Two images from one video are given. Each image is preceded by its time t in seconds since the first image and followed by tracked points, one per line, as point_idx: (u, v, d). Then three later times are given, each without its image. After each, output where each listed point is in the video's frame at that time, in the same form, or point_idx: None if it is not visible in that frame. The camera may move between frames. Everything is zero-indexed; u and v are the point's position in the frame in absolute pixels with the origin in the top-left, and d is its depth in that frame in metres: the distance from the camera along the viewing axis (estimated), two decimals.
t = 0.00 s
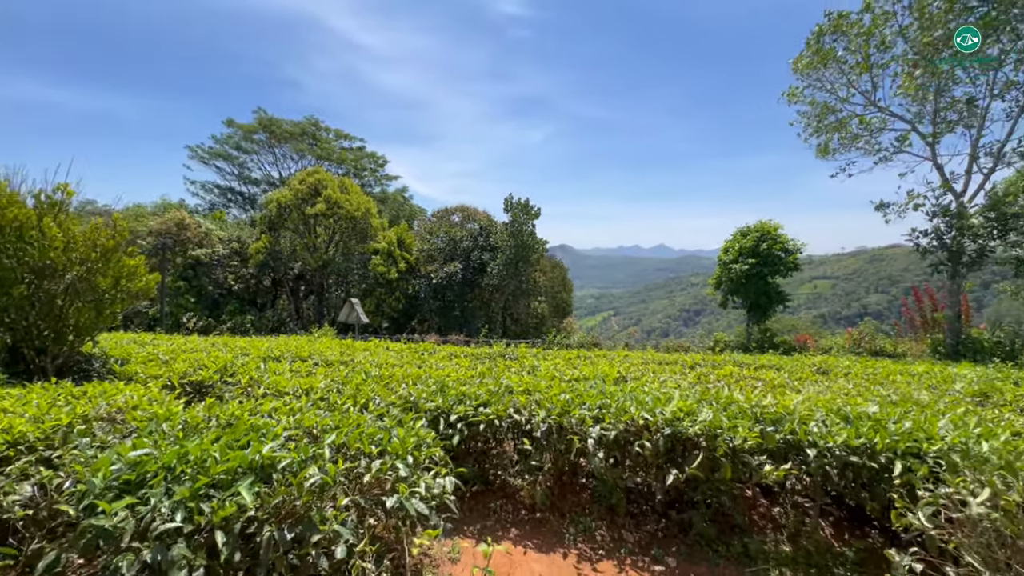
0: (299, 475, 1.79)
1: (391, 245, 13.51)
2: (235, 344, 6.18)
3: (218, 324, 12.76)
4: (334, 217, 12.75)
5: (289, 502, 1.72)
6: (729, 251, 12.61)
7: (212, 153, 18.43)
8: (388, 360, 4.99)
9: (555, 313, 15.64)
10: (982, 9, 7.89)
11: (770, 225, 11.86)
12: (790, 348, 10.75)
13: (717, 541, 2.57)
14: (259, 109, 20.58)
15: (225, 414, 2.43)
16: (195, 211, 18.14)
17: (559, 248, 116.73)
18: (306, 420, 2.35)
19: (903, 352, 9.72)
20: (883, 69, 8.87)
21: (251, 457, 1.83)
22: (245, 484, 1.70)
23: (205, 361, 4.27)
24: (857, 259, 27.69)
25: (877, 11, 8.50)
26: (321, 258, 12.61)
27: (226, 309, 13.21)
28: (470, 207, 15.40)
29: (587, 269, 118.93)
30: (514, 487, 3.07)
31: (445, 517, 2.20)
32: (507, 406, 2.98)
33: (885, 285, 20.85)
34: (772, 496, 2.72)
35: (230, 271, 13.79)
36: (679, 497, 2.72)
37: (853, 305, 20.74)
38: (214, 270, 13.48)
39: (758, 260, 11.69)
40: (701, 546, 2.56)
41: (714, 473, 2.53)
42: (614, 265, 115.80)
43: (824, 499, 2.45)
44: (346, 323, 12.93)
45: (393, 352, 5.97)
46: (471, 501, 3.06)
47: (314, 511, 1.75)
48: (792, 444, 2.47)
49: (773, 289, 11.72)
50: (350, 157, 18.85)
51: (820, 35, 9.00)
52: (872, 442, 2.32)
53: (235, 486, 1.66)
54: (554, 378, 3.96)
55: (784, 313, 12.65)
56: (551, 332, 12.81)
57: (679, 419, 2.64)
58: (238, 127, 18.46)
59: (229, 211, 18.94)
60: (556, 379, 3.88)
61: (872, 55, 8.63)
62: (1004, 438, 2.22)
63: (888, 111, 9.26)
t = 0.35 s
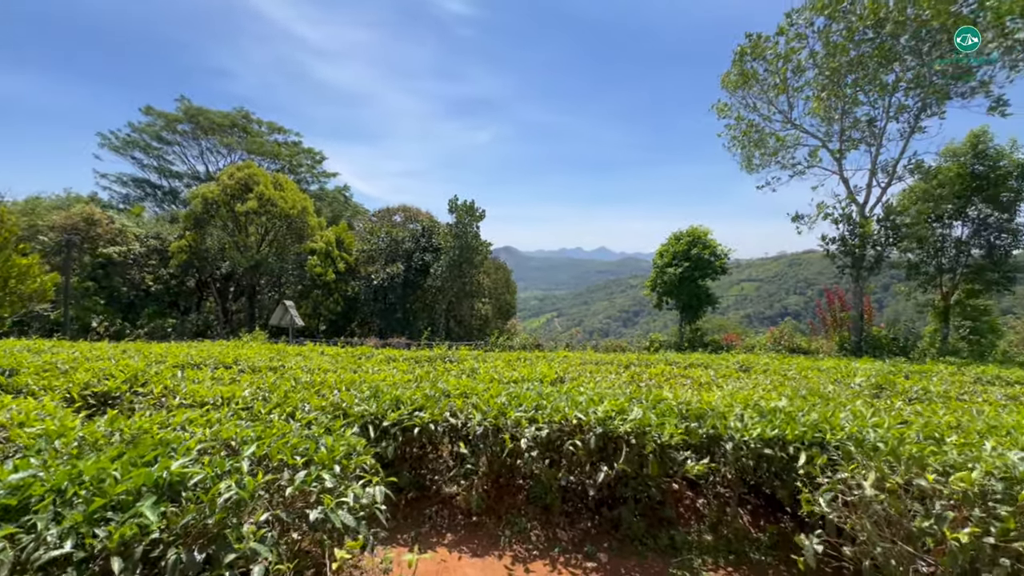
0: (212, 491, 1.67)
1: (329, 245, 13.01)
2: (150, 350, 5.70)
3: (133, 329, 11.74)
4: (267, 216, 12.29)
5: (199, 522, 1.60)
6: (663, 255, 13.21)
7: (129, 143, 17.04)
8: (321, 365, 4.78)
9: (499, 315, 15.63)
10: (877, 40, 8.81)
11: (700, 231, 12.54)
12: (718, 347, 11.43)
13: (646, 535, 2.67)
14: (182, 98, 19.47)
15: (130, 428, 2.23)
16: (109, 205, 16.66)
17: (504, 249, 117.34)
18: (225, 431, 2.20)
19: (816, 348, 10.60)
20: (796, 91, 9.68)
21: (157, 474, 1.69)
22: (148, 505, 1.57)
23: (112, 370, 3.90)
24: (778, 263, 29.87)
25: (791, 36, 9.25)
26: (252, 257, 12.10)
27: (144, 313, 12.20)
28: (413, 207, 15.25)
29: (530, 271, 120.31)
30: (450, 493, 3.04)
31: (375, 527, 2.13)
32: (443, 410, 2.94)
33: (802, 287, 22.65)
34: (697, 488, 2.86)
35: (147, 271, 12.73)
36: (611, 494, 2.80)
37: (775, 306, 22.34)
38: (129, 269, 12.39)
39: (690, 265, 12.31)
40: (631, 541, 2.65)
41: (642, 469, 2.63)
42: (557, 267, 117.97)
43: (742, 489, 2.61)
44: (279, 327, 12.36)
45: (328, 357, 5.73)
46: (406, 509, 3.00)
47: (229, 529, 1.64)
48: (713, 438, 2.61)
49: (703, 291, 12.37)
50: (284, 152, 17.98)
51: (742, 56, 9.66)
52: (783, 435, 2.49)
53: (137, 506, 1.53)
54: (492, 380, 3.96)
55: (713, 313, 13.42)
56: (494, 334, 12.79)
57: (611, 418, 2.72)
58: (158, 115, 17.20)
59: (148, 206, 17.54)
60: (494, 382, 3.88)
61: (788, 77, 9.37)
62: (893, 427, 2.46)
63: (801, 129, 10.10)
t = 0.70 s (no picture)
0: (117, 513, 1.54)
1: (271, 245, 12.45)
2: (61, 358, 5.21)
3: (47, 335, 10.75)
4: (204, 215, 11.75)
5: (101, 548, 1.46)
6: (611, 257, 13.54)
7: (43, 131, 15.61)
8: (256, 372, 4.53)
9: (450, 318, 15.45)
10: (804, 61, 9.47)
11: (647, 235, 12.92)
12: (662, 347, 11.88)
13: (586, 535, 2.72)
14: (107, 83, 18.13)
15: (27, 445, 2.02)
16: (19, 199, 15.19)
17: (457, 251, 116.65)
18: (138, 446, 2.04)
19: (752, 347, 11.22)
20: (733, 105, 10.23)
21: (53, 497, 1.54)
22: (40, 531, 1.42)
23: (12, 381, 3.53)
24: (718, 266, 31.42)
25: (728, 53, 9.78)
26: (186, 257, 11.63)
27: (60, 316, 11.21)
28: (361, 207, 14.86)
29: (484, 272, 120.22)
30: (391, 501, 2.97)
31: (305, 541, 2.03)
32: (383, 416, 2.86)
33: (740, 288, 23.95)
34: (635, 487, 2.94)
35: (64, 272, 11.70)
36: (552, 496, 2.82)
37: (716, 308, 23.47)
38: (42, 269, 11.34)
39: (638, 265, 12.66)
40: (572, 542, 2.68)
41: (583, 469, 2.67)
42: (510, 269, 118.59)
43: (677, 486, 2.70)
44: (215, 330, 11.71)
45: (265, 362, 5.46)
46: (344, 519, 2.91)
47: (136, 554, 1.51)
48: (650, 437, 2.69)
49: (649, 293, 12.80)
50: (223, 147, 17.05)
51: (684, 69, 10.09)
52: (715, 433, 2.60)
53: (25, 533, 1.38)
54: (437, 384, 3.90)
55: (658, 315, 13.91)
56: (444, 336, 12.64)
57: (553, 420, 2.74)
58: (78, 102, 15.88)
59: (65, 200, 16.15)
60: (439, 386, 3.82)
61: (726, 91, 9.89)
62: (813, 423, 2.62)
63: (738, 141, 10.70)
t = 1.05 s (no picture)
0: (27, 532, 1.43)
1: (218, 245, 11.91)
2: None
3: None
4: (142, 214, 11.13)
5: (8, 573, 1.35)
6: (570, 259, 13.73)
7: None
8: (198, 379, 4.29)
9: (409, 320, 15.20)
10: (750, 73, 9.93)
11: (602, 237, 13.22)
12: (619, 347, 12.16)
13: (540, 535, 2.73)
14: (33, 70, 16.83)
15: None
16: None
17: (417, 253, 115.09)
18: (55, 461, 1.89)
19: (703, 347, 11.66)
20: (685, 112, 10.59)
21: None
22: None
23: None
24: (672, 268, 32.47)
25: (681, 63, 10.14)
26: (123, 258, 11.11)
27: None
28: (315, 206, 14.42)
29: (444, 274, 119.22)
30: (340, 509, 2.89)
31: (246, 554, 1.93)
32: (332, 422, 2.78)
33: (693, 290, 24.86)
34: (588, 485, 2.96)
35: None
36: (505, 497, 2.82)
37: (670, 309, 24.23)
38: None
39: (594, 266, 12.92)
40: (525, 543, 2.69)
41: (536, 469, 2.68)
42: (471, 271, 118.25)
43: (628, 483, 2.75)
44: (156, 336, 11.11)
45: (208, 369, 5.19)
46: (290, 530, 2.79)
47: None
48: (601, 435, 2.74)
49: (607, 295, 13.05)
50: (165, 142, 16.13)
51: (637, 76, 10.39)
52: (663, 429, 2.68)
53: None
54: (390, 388, 3.82)
55: (615, 316, 14.20)
56: (402, 339, 12.42)
57: (505, 421, 2.75)
58: None
59: None
60: (392, 390, 3.74)
61: (677, 98, 10.24)
62: (754, 417, 2.74)
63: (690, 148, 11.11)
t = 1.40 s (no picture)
0: None
1: (171, 246, 11.44)
2: None
3: None
4: (86, 211, 10.63)
5: None
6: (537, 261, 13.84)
7: None
8: (151, 387, 4.08)
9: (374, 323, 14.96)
10: (711, 80, 10.26)
11: (569, 239, 13.36)
12: (586, 347, 12.34)
13: (510, 533, 2.75)
14: None
15: None
16: None
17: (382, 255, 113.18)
18: None
19: (666, 346, 11.98)
20: (648, 116, 10.86)
21: None
22: None
23: None
24: (636, 270, 33.19)
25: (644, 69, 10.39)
26: (63, 261, 10.60)
27: None
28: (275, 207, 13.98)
29: (410, 276, 117.74)
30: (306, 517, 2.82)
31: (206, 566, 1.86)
32: (297, 427, 2.71)
33: (656, 290, 25.51)
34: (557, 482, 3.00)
35: None
36: (476, 498, 2.82)
37: (634, 309, 24.76)
38: None
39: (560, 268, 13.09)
40: (495, 542, 2.70)
41: (506, 469, 2.70)
42: (437, 273, 117.25)
43: (596, 479, 2.81)
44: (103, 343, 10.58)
45: (162, 376, 4.95)
46: (253, 540, 2.71)
47: None
48: (569, 433, 2.79)
49: (573, 296, 13.22)
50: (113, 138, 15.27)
51: (602, 80, 10.60)
52: (629, 425, 2.75)
53: None
54: (357, 392, 3.76)
55: (581, 317, 14.40)
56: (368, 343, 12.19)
57: (475, 421, 2.75)
58: None
59: None
60: (359, 393, 3.68)
61: (641, 103, 10.51)
62: (715, 412, 2.85)
63: (654, 151, 11.41)
